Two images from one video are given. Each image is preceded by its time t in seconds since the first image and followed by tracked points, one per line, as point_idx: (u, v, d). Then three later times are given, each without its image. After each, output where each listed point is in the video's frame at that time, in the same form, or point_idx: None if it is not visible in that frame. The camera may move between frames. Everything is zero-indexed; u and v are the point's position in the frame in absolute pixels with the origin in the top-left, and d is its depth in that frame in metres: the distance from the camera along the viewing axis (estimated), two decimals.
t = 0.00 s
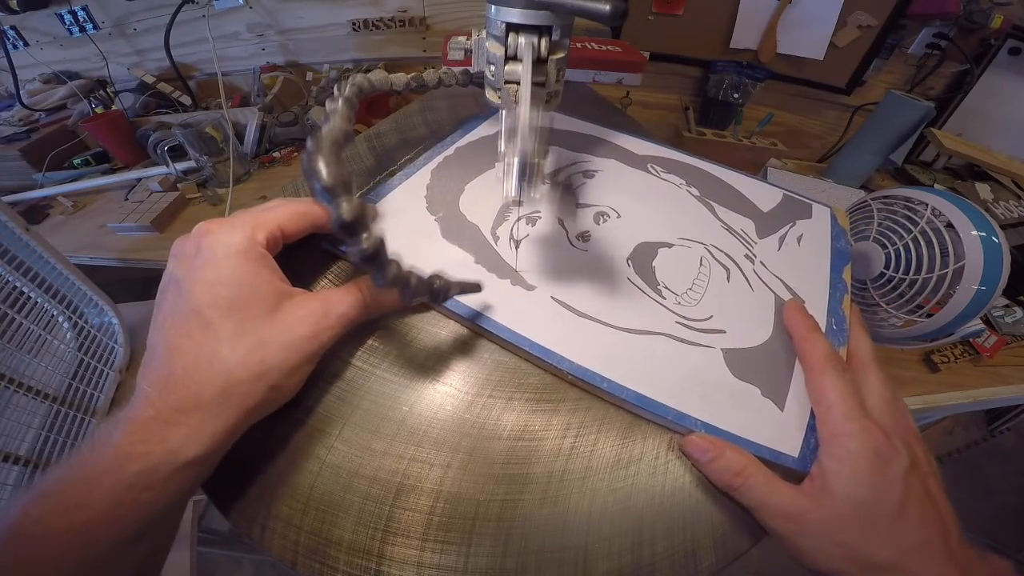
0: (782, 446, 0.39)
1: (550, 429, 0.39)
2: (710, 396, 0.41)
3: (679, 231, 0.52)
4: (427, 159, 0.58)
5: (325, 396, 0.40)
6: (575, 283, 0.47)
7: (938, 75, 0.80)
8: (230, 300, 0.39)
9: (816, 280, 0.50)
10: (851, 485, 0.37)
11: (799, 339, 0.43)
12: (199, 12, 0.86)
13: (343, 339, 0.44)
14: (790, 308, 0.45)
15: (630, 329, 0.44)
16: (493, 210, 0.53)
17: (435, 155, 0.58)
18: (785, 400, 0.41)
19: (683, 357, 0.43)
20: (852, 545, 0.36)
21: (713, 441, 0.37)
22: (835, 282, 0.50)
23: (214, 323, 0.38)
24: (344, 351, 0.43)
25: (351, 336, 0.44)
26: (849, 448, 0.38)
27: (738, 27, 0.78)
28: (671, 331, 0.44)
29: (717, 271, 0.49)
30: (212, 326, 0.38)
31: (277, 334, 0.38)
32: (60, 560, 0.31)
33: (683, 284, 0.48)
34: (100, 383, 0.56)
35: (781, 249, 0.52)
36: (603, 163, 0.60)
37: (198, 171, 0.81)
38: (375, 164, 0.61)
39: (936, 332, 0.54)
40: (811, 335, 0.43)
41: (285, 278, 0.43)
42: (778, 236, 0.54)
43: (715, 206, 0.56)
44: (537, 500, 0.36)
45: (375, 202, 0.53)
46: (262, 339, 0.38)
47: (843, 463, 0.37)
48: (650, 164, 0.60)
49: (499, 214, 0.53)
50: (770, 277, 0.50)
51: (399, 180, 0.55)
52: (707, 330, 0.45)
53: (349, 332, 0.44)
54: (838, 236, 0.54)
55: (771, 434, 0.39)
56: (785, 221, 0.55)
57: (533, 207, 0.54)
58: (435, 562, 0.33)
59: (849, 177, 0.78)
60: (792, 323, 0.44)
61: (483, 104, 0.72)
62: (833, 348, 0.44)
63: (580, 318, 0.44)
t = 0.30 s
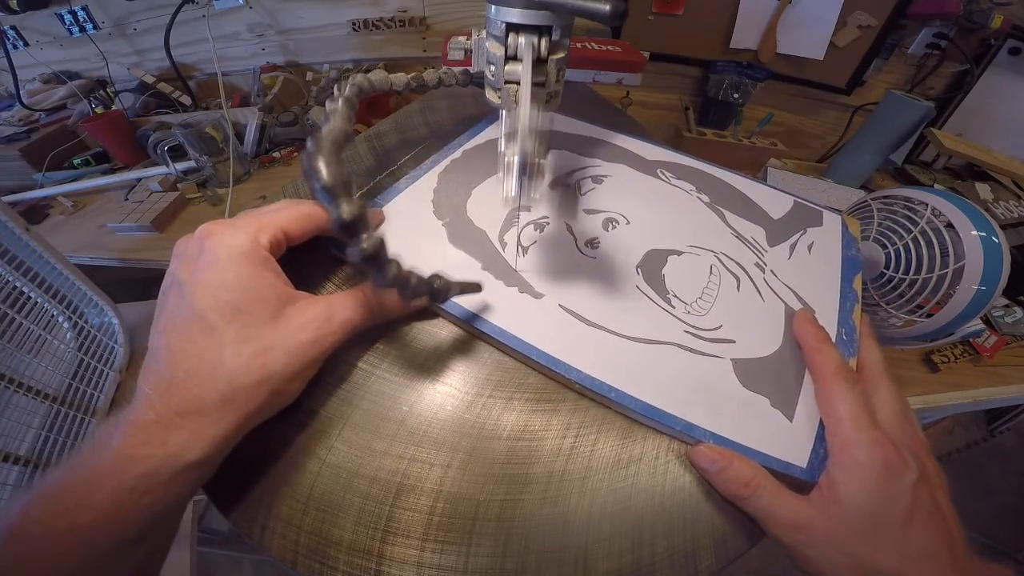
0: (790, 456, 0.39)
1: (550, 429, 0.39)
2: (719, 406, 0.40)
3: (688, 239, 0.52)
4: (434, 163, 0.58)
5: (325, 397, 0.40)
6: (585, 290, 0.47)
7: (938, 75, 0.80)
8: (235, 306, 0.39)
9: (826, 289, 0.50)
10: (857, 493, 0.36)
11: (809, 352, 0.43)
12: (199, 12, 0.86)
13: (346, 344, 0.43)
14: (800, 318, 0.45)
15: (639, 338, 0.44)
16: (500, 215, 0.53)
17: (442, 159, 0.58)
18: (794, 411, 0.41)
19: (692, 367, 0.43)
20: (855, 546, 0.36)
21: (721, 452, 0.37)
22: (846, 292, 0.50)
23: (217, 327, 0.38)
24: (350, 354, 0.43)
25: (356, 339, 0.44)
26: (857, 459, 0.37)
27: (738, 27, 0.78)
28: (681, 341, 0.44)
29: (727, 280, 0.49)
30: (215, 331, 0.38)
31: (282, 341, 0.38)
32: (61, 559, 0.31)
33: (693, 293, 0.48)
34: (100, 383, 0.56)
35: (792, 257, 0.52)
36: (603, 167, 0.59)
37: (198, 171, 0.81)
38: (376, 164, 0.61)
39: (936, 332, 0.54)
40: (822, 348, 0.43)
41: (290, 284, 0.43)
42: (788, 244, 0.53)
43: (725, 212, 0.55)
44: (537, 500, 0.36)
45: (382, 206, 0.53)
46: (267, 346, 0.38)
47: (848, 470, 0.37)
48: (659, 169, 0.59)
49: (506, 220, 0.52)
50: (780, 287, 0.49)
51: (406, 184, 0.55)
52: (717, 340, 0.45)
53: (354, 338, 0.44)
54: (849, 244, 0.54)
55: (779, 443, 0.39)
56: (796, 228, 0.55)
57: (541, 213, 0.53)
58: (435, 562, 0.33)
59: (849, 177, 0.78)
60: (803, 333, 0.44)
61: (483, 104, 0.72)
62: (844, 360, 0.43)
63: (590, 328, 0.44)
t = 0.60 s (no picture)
0: (798, 466, 0.38)
1: (550, 429, 0.39)
2: (729, 416, 0.40)
3: (699, 247, 0.51)
4: (440, 167, 0.57)
5: (325, 397, 0.40)
6: (593, 298, 0.46)
7: (938, 75, 0.80)
8: (238, 310, 0.39)
9: (837, 298, 0.49)
10: (862, 498, 0.36)
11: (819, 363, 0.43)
12: (199, 12, 0.86)
13: (349, 350, 0.43)
14: (811, 327, 0.45)
15: (647, 348, 0.43)
16: (507, 221, 0.52)
17: (448, 163, 0.58)
18: (804, 422, 0.40)
19: (702, 377, 0.42)
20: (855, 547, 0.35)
21: (731, 462, 0.36)
22: (857, 302, 0.49)
23: (220, 332, 0.38)
24: (354, 356, 0.43)
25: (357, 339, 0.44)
26: (865, 468, 0.37)
27: (738, 27, 0.78)
28: (690, 351, 0.43)
29: (737, 289, 0.48)
30: (217, 334, 0.38)
31: (285, 348, 0.38)
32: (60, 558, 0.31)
33: (703, 302, 0.47)
34: (100, 383, 0.55)
35: (802, 266, 0.52)
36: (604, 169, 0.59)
37: (198, 171, 0.81)
38: (376, 164, 0.61)
39: (935, 331, 0.54)
40: (832, 358, 0.42)
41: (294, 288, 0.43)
42: (799, 252, 0.53)
43: (735, 219, 0.55)
44: (537, 500, 0.36)
45: (388, 210, 0.52)
46: (272, 352, 0.38)
47: (858, 481, 0.37)
48: (669, 175, 0.59)
49: (514, 227, 0.52)
50: (791, 296, 0.49)
51: (412, 188, 0.55)
52: (727, 350, 0.44)
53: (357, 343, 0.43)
54: (860, 252, 0.54)
55: (788, 454, 0.39)
56: (807, 236, 0.54)
57: (549, 219, 0.53)
58: (435, 562, 0.33)
59: (850, 177, 0.78)
60: (814, 343, 0.44)
61: (482, 104, 0.72)
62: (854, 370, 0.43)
63: (599, 337, 0.43)
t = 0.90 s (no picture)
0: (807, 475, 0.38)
1: (550, 429, 0.39)
2: (737, 425, 0.40)
3: (707, 253, 0.51)
4: (445, 170, 0.57)
5: (325, 398, 0.40)
6: (600, 306, 0.46)
7: (938, 75, 0.80)
8: (238, 316, 0.38)
9: (846, 305, 0.49)
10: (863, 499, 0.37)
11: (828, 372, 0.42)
12: (199, 12, 0.86)
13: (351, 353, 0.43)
14: (820, 336, 0.45)
15: (655, 357, 0.43)
16: (512, 229, 0.51)
17: (453, 166, 0.57)
18: (811, 430, 0.40)
19: (709, 386, 0.42)
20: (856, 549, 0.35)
21: (740, 473, 0.36)
22: (865, 309, 0.49)
23: (220, 337, 0.38)
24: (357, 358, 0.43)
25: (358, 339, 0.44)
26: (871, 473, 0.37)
27: (738, 27, 0.78)
28: (699, 360, 0.43)
29: (746, 297, 0.48)
30: (218, 340, 0.38)
31: (287, 354, 0.38)
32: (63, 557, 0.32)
33: (711, 310, 0.47)
34: (100, 383, 0.55)
35: (809, 273, 0.51)
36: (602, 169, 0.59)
37: (198, 171, 0.81)
38: (376, 164, 0.61)
39: (935, 332, 0.54)
40: (842, 368, 0.42)
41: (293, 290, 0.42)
42: (807, 259, 0.53)
43: (743, 225, 0.54)
44: (537, 500, 0.36)
45: (391, 215, 0.52)
46: (270, 357, 0.37)
47: (866, 488, 0.37)
48: (675, 179, 0.58)
49: (519, 234, 0.51)
50: (799, 304, 0.49)
51: (417, 192, 0.54)
52: (735, 359, 0.44)
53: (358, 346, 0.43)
54: (868, 259, 0.53)
55: (796, 463, 0.39)
56: (814, 242, 0.54)
57: (555, 225, 0.52)
58: (435, 562, 0.33)
59: (849, 177, 0.78)
60: (823, 351, 0.43)
61: (482, 104, 0.72)
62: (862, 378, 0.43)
63: (607, 347, 0.43)
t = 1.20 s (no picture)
0: (817, 485, 0.38)
1: (550, 429, 0.39)
2: (746, 437, 0.39)
3: (716, 262, 0.50)
4: (451, 174, 0.56)
5: (325, 398, 0.40)
6: (609, 316, 0.45)
7: (938, 75, 0.80)
8: (237, 322, 0.38)
9: (856, 314, 0.48)
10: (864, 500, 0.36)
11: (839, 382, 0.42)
12: (199, 11, 0.86)
13: (355, 362, 0.42)
14: (831, 347, 0.44)
15: (666, 368, 0.42)
16: (518, 237, 0.50)
17: (458, 170, 0.56)
18: (822, 440, 0.40)
19: (718, 397, 0.41)
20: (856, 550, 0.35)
21: (750, 483, 0.36)
22: (875, 318, 0.48)
23: (219, 343, 0.37)
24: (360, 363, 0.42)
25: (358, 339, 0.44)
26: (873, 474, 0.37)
27: (738, 27, 0.78)
28: (709, 371, 0.42)
29: (756, 307, 0.47)
30: (213, 347, 0.37)
31: (285, 362, 0.37)
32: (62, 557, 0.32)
33: (721, 320, 0.46)
34: (100, 382, 0.55)
35: (820, 281, 0.50)
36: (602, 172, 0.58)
37: (198, 171, 0.81)
38: (376, 164, 0.60)
39: (935, 331, 0.54)
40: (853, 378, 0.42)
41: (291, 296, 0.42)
42: (816, 268, 0.52)
43: (752, 232, 0.54)
44: (537, 500, 0.36)
45: (395, 221, 0.51)
46: (266, 364, 0.37)
47: (875, 495, 0.37)
48: (684, 185, 0.58)
49: (525, 241, 0.50)
50: (810, 314, 0.48)
51: (422, 199, 0.53)
52: (746, 370, 0.43)
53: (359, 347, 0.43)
54: (879, 266, 0.52)
55: (807, 472, 0.38)
56: (824, 250, 0.53)
57: (562, 232, 0.51)
58: (435, 562, 0.33)
59: (849, 177, 0.78)
60: (834, 360, 0.43)
61: (482, 104, 0.72)
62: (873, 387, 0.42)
63: (617, 359, 0.42)
